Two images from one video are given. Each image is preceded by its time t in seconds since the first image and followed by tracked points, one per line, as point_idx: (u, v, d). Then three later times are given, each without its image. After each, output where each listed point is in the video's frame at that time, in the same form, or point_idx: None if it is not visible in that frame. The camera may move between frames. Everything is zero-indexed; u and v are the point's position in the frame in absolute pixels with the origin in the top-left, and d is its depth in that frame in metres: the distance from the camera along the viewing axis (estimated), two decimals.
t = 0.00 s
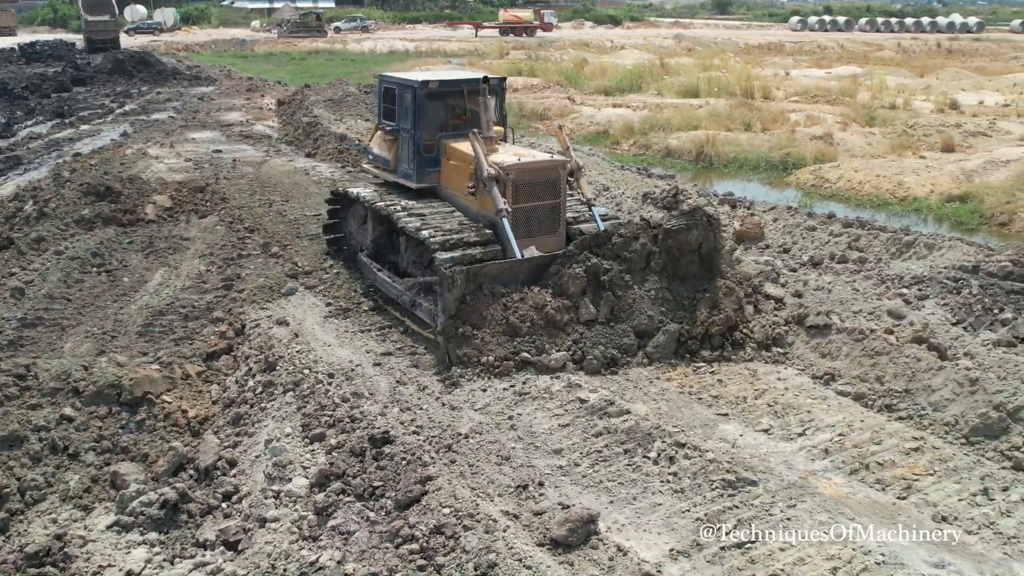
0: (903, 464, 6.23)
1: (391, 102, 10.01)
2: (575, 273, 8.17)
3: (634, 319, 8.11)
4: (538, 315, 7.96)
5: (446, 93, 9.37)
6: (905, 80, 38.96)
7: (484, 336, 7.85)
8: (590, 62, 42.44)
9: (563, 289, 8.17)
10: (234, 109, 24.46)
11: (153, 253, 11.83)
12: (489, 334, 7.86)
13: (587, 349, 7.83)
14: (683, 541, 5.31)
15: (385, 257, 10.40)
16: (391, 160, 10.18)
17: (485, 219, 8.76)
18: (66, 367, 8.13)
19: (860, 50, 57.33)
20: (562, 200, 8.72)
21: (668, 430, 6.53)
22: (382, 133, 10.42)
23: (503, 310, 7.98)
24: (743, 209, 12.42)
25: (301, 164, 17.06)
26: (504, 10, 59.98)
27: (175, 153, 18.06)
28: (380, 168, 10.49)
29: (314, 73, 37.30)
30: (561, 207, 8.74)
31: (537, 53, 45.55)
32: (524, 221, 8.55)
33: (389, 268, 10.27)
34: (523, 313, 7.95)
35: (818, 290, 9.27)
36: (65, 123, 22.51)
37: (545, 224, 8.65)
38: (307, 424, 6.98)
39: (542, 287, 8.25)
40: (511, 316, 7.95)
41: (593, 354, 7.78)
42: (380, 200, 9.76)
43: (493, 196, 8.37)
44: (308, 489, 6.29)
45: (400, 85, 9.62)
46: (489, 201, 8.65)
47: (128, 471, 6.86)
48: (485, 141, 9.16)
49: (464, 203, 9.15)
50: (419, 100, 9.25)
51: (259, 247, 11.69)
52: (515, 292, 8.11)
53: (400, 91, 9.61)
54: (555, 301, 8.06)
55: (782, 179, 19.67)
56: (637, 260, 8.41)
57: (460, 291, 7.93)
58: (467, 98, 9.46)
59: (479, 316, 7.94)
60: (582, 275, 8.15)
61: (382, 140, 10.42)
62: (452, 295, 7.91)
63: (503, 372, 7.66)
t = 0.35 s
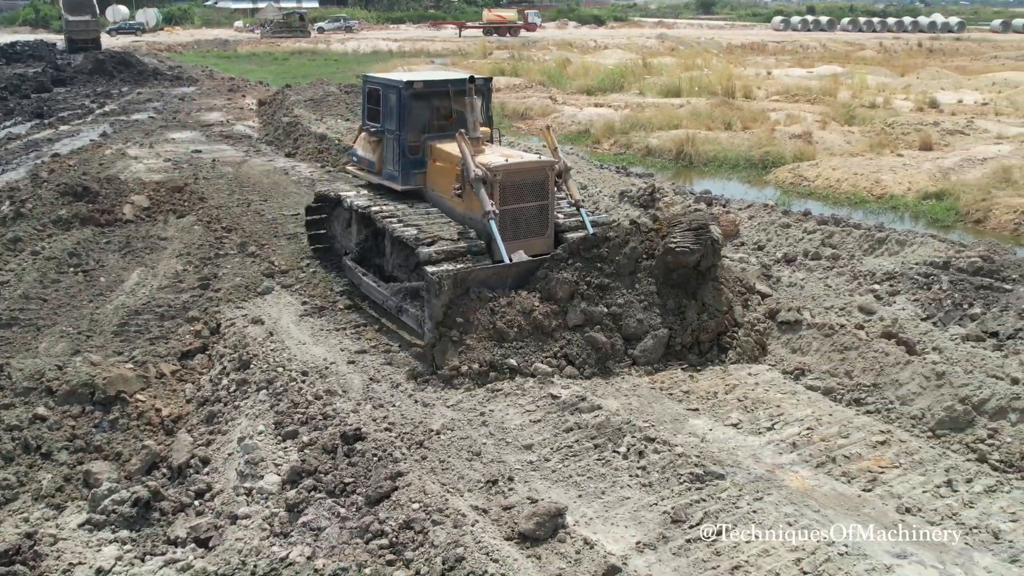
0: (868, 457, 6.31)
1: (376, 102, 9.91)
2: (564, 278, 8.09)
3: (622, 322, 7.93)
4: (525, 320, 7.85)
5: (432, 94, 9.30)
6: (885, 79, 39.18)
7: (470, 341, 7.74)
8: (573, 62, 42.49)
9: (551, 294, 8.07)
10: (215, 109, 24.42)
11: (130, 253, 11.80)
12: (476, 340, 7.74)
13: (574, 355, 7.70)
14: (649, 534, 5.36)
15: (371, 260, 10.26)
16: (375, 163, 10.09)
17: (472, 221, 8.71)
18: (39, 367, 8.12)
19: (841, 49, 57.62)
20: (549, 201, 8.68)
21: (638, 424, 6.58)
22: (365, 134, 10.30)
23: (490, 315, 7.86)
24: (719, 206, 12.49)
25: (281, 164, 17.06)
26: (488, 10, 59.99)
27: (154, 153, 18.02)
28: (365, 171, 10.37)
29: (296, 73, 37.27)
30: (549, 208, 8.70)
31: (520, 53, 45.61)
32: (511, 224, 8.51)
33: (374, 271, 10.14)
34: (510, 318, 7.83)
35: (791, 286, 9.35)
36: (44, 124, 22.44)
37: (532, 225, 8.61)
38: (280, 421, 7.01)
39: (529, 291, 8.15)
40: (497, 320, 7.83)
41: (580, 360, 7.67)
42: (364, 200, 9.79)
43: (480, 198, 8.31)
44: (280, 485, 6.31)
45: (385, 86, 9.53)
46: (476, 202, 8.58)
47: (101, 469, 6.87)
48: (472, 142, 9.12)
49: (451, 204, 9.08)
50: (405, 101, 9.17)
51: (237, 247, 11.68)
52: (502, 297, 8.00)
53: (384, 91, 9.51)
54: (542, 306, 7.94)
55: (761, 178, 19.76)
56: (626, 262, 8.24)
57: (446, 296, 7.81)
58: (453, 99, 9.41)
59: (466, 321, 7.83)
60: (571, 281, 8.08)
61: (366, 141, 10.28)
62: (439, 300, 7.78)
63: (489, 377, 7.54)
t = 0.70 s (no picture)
0: (845, 453, 6.36)
1: (368, 105, 9.79)
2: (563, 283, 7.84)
3: (623, 329, 7.73)
4: (523, 326, 7.59)
5: (425, 95, 9.19)
6: (874, 79, 39.34)
7: (468, 347, 7.47)
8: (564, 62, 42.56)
9: (548, 300, 7.80)
10: (204, 109, 24.42)
11: (117, 253, 11.81)
12: (472, 347, 7.47)
13: (575, 363, 7.46)
14: (625, 530, 5.40)
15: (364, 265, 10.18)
16: (369, 165, 9.97)
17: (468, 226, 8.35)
18: (22, 366, 8.13)
19: (832, 49, 57.81)
20: (547, 205, 8.32)
21: (617, 422, 6.63)
22: (359, 137, 10.17)
23: (487, 320, 7.59)
24: (704, 205, 12.54)
25: (269, 164, 17.09)
26: (480, 10, 60.03)
27: (143, 153, 18.04)
28: (359, 173, 10.24)
29: (287, 73, 37.28)
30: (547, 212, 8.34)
31: (511, 53, 45.66)
32: (508, 228, 8.14)
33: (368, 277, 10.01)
34: (507, 324, 7.57)
35: (774, 284, 9.40)
36: (34, 124, 22.42)
37: (529, 230, 8.24)
38: (261, 420, 7.03)
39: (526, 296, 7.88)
40: (495, 326, 7.57)
41: (581, 369, 7.44)
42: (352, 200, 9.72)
43: (476, 203, 7.95)
44: (261, 483, 6.32)
45: (378, 88, 9.39)
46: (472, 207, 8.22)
47: (83, 468, 6.88)
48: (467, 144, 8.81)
49: (447, 209, 8.75)
50: (399, 102, 9.04)
51: (222, 247, 11.69)
52: (498, 302, 7.73)
53: (377, 93, 9.38)
54: (540, 312, 7.69)
55: (749, 177, 19.83)
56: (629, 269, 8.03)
57: (443, 301, 7.53)
58: (447, 101, 9.30)
59: (462, 327, 7.56)
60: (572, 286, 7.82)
61: (359, 143, 10.18)
62: (435, 306, 7.50)
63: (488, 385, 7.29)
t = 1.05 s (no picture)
0: (823, 451, 6.41)
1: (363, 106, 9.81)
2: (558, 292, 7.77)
3: (619, 335, 7.59)
4: (517, 334, 7.51)
5: (420, 97, 9.20)
6: (866, 79, 39.47)
7: (461, 356, 7.38)
8: (557, 62, 42.62)
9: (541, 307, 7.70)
10: (196, 110, 24.44)
11: (105, 253, 11.83)
12: (466, 355, 7.39)
13: (569, 371, 7.36)
14: (601, 527, 5.43)
15: (359, 269, 9.90)
16: (363, 168, 9.99)
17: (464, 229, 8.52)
18: (8, 366, 8.15)
19: (825, 49, 57.94)
20: (542, 208, 8.52)
21: (598, 421, 6.67)
22: (353, 140, 10.16)
23: (481, 328, 7.51)
24: (692, 204, 12.59)
25: (259, 164, 17.12)
26: (474, 10, 60.07)
27: (134, 154, 18.06)
28: (352, 175, 10.23)
29: (280, 74, 37.29)
30: (541, 216, 8.55)
31: (505, 53, 45.70)
32: (503, 232, 8.34)
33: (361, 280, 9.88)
34: (502, 332, 7.49)
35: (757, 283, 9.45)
36: (25, 125, 22.42)
37: (524, 234, 8.43)
38: (244, 419, 7.07)
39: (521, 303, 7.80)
40: (488, 334, 7.48)
41: (577, 377, 7.32)
42: (349, 204, 9.67)
43: (472, 206, 8.12)
44: (243, 482, 6.35)
45: (372, 89, 9.40)
46: (467, 211, 8.40)
47: (67, 467, 6.91)
48: (462, 147, 8.95)
49: (442, 212, 8.90)
50: (393, 105, 9.04)
51: (210, 247, 11.72)
52: (492, 309, 7.66)
53: (372, 95, 9.40)
54: (535, 319, 7.60)
55: (740, 176, 19.88)
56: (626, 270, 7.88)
57: (435, 309, 7.44)
58: (441, 103, 9.32)
59: (456, 335, 7.48)
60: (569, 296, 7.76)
61: (353, 145, 10.20)
62: (427, 314, 7.41)
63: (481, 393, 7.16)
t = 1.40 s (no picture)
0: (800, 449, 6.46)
1: (357, 109, 9.69)
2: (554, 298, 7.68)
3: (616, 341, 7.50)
4: (514, 341, 7.37)
5: (415, 100, 9.07)
6: (857, 79, 39.61)
7: (456, 364, 7.24)
8: (549, 62, 42.69)
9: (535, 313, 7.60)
10: (187, 110, 24.47)
11: (91, 253, 11.85)
12: (462, 363, 7.25)
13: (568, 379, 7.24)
14: (576, 525, 5.47)
15: (352, 275, 9.76)
16: (358, 172, 9.89)
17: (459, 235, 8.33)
18: None
19: (817, 49, 58.12)
20: (540, 213, 8.32)
21: (577, 420, 6.73)
22: (348, 142, 10.07)
23: (477, 336, 7.37)
24: (678, 204, 12.64)
25: (248, 165, 17.16)
26: (468, 10, 60.13)
27: (123, 154, 18.08)
28: (347, 180, 10.16)
29: (271, 74, 37.33)
30: (539, 221, 8.34)
31: (498, 53, 45.77)
32: (499, 238, 8.14)
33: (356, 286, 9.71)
34: (498, 339, 7.35)
35: (740, 283, 9.49)
36: (15, 125, 22.44)
37: (521, 239, 8.24)
38: (225, 419, 7.10)
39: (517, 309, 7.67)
40: (484, 342, 7.35)
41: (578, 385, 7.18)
42: (339, 207, 9.63)
43: (466, 211, 7.93)
44: (223, 481, 6.38)
45: (366, 92, 9.27)
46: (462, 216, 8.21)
47: (48, 467, 6.92)
48: (458, 151, 8.76)
49: (436, 217, 8.72)
50: (387, 107, 8.91)
51: (196, 247, 11.74)
52: (488, 316, 7.52)
53: (366, 98, 9.26)
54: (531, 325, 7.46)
55: (729, 176, 19.93)
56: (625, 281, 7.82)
57: (431, 316, 7.30)
58: (437, 105, 9.18)
59: (452, 343, 7.34)
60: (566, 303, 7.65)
61: (348, 150, 10.13)
62: (422, 321, 7.27)
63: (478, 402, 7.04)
